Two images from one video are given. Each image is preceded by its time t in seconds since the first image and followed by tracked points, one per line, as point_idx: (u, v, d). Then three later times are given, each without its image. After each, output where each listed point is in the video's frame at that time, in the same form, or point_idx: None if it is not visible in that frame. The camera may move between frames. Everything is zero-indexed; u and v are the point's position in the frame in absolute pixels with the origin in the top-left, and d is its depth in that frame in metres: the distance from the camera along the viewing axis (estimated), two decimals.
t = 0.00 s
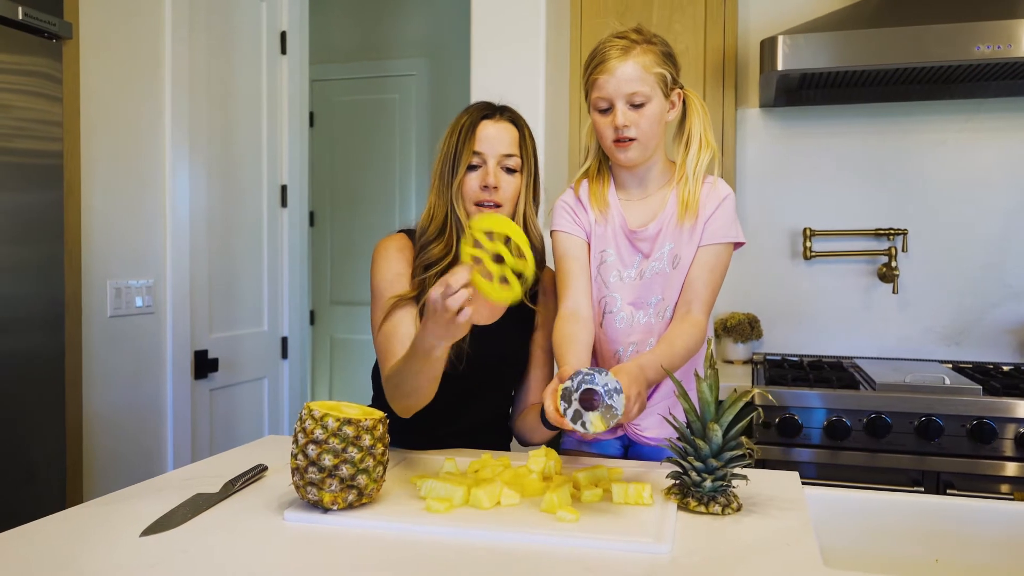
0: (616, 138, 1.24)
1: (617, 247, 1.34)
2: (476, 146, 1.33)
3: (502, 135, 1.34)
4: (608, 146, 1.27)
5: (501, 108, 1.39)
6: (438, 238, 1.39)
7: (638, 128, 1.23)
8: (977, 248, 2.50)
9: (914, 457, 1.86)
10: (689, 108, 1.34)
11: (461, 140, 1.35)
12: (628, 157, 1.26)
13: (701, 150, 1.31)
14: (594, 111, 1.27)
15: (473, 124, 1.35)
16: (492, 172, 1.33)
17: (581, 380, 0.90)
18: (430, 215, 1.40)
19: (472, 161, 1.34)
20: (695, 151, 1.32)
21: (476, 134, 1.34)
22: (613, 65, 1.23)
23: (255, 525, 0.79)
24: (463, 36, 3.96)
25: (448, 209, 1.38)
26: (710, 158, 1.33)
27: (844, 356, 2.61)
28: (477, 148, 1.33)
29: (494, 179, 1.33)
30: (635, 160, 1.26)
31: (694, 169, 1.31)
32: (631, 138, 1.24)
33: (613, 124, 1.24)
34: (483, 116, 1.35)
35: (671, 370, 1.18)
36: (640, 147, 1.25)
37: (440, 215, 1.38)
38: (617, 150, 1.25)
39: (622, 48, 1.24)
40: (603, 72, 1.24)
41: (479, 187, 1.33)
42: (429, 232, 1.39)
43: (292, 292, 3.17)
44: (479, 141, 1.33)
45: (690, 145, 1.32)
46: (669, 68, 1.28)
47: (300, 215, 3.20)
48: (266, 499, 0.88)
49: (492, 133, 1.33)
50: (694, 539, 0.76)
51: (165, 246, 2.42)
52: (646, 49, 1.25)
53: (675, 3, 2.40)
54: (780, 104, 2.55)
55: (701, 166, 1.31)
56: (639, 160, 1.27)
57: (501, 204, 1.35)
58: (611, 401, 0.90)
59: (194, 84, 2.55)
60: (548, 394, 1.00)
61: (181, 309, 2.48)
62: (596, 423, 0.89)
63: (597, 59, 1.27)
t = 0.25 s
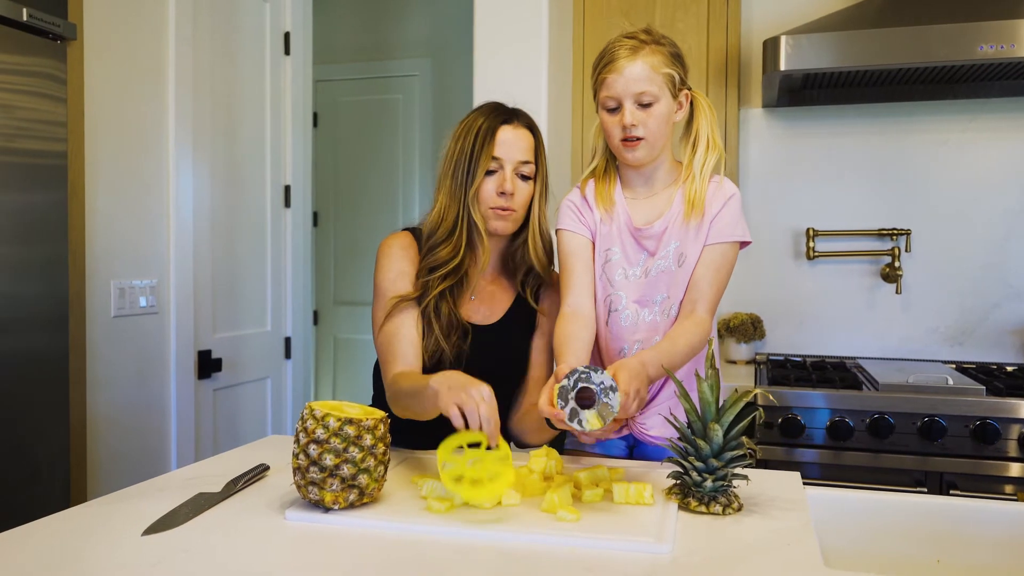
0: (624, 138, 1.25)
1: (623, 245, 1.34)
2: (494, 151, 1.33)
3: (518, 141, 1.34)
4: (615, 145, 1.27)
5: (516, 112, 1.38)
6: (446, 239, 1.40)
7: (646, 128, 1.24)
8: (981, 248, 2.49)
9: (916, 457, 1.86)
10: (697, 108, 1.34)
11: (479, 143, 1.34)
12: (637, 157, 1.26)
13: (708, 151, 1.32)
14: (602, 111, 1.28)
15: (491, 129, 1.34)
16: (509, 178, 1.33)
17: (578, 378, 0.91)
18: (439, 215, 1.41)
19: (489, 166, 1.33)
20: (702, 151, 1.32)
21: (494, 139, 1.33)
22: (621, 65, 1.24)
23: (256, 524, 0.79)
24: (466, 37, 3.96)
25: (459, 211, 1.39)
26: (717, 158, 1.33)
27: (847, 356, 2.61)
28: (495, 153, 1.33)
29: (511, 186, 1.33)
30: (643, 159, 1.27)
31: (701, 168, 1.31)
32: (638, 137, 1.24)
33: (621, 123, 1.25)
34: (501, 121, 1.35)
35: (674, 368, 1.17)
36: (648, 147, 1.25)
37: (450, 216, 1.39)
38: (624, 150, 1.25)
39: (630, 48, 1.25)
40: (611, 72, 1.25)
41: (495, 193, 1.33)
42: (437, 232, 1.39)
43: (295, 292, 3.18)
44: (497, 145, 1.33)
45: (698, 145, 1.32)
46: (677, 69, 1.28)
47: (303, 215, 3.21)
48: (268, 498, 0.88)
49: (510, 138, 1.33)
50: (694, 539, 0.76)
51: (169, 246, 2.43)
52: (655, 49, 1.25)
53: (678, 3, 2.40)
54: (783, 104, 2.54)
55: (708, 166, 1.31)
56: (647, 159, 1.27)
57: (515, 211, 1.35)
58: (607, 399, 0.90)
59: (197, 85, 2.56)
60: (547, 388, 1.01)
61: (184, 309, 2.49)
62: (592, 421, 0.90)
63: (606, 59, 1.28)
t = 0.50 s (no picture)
0: (629, 140, 1.26)
1: (627, 243, 1.35)
2: (498, 151, 1.33)
3: (521, 141, 1.34)
4: (621, 148, 1.28)
5: (519, 112, 1.39)
6: (451, 240, 1.40)
7: (651, 130, 1.24)
8: (982, 248, 2.49)
9: (917, 457, 1.86)
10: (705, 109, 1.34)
11: (483, 144, 1.34)
12: (641, 160, 1.27)
13: (715, 152, 1.32)
14: (609, 112, 1.29)
15: (495, 129, 1.35)
16: (513, 178, 1.33)
17: (582, 372, 0.91)
18: (443, 216, 1.41)
19: (493, 166, 1.34)
20: (709, 153, 1.32)
21: (498, 139, 1.34)
22: (627, 68, 1.24)
23: (258, 523, 0.80)
24: (468, 36, 3.96)
25: (464, 212, 1.39)
26: (723, 160, 1.33)
27: (849, 357, 2.61)
28: (499, 154, 1.33)
29: (514, 185, 1.34)
30: (647, 161, 1.28)
31: (708, 170, 1.31)
32: (643, 141, 1.25)
33: (626, 125, 1.25)
34: (504, 121, 1.36)
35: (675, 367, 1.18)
36: (652, 150, 1.26)
37: (455, 217, 1.40)
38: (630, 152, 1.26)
39: (636, 50, 1.25)
40: (617, 75, 1.26)
41: (499, 193, 1.34)
42: (442, 233, 1.40)
43: (298, 291, 3.18)
44: (500, 146, 1.33)
45: (705, 147, 1.33)
46: (684, 71, 1.28)
47: (306, 215, 3.22)
48: (270, 497, 0.89)
49: (513, 138, 1.34)
50: (694, 538, 0.76)
51: (172, 247, 2.43)
52: (661, 52, 1.25)
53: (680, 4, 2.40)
54: (785, 104, 2.55)
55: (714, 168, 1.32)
56: (652, 161, 1.28)
57: (519, 211, 1.36)
58: (606, 396, 0.90)
59: (200, 85, 2.57)
60: (548, 380, 1.00)
61: (187, 309, 2.49)
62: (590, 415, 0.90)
63: (613, 61, 1.28)
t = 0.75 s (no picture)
0: (624, 142, 1.27)
1: (627, 243, 1.36)
2: (499, 154, 1.34)
3: (522, 143, 1.35)
4: (618, 148, 1.29)
5: (520, 112, 1.39)
6: (451, 240, 1.41)
7: (645, 132, 1.25)
8: (983, 249, 2.49)
9: (918, 457, 1.86)
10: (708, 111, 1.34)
11: (484, 145, 1.35)
12: (637, 161, 1.28)
13: (718, 156, 1.32)
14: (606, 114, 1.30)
15: (496, 131, 1.35)
16: (514, 181, 1.35)
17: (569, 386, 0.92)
18: (443, 215, 1.42)
19: (494, 169, 1.35)
20: (711, 155, 1.32)
21: (499, 142, 1.34)
22: (622, 70, 1.25)
23: (263, 522, 0.81)
24: (469, 37, 3.97)
25: (464, 212, 1.40)
26: (727, 162, 1.33)
27: (849, 357, 2.61)
28: (500, 157, 1.34)
29: (515, 188, 1.35)
30: (644, 162, 1.28)
31: (710, 172, 1.31)
32: (638, 142, 1.26)
33: (621, 128, 1.26)
34: (506, 122, 1.36)
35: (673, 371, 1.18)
36: (649, 151, 1.26)
37: (455, 217, 1.40)
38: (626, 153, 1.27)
39: (633, 52, 1.25)
40: (612, 77, 1.26)
41: (500, 196, 1.35)
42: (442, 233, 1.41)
43: (299, 291, 3.19)
44: (501, 149, 1.34)
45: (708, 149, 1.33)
46: (681, 72, 1.28)
47: (307, 215, 3.22)
48: (274, 497, 0.89)
49: (514, 141, 1.34)
50: (696, 537, 0.77)
51: (174, 247, 2.44)
52: (656, 53, 1.25)
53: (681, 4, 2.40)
54: (786, 105, 2.55)
55: (718, 170, 1.32)
56: (649, 162, 1.28)
57: (520, 212, 1.37)
58: (595, 409, 0.91)
59: (202, 86, 2.57)
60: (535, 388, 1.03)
61: (189, 308, 2.50)
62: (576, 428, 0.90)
63: (609, 63, 1.28)
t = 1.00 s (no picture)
0: (613, 153, 1.26)
1: (618, 254, 1.35)
2: (494, 156, 1.34)
3: (517, 145, 1.35)
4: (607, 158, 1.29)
5: (518, 113, 1.39)
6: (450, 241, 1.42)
7: (634, 143, 1.24)
8: (983, 249, 2.50)
9: (918, 457, 1.87)
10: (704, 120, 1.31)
11: (479, 147, 1.35)
12: (626, 172, 1.27)
13: (714, 166, 1.28)
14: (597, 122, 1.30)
15: (492, 132, 1.35)
16: (509, 183, 1.35)
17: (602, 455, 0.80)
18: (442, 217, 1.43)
19: (489, 170, 1.35)
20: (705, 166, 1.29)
21: (494, 144, 1.34)
22: (612, 78, 1.24)
23: (267, 522, 0.81)
24: (469, 37, 3.97)
25: (462, 214, 1.40)
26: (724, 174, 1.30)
27: (849, 357, 2.61)
28: (495, 159, 1.34)
29: (510, 190, 1.35)
30: (633, 173, 1.27)
31: (706, 182, 1.29)
32: (627, 152, 1.25)
33: (609, 138, 1.26)
34: (501, 124, 1.36)
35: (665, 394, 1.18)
36: (638, 162, 1.26)
37: (453, 219, 1.41)
38: (615, 163, 1.27)
39: (625, 61, 1.26)
40: (603, 85, 1.26)
41: (495, 197, 1.36)
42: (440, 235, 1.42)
43: (299, 291, 3.19)
44: (496, 150, 1.34)
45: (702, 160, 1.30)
46: (673, 83, 1.27)
47: (308, 216, 3.22)
48: (277, 496, 0.89)
49: (509, 143, 1.34)
50: (698, 536, 0.77)
51: (174, 247, 2.44)
52: (647, 63, 1.25)
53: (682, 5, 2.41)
54: (786, 106, 2.55)
55: (716, 179, 1.28)
56: (638, 172, 1.27)
57: (516, 213, 1.38)
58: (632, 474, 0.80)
59: (203, 86, 2.57)
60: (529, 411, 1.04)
61: (190, 308, 2.50)
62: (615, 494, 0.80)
63: (602, 70, 1.28)
